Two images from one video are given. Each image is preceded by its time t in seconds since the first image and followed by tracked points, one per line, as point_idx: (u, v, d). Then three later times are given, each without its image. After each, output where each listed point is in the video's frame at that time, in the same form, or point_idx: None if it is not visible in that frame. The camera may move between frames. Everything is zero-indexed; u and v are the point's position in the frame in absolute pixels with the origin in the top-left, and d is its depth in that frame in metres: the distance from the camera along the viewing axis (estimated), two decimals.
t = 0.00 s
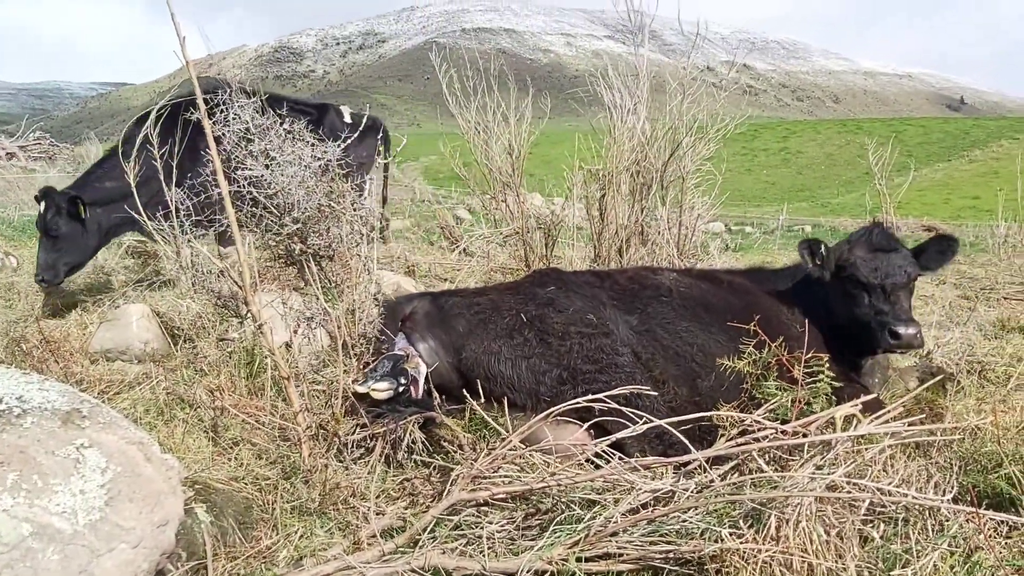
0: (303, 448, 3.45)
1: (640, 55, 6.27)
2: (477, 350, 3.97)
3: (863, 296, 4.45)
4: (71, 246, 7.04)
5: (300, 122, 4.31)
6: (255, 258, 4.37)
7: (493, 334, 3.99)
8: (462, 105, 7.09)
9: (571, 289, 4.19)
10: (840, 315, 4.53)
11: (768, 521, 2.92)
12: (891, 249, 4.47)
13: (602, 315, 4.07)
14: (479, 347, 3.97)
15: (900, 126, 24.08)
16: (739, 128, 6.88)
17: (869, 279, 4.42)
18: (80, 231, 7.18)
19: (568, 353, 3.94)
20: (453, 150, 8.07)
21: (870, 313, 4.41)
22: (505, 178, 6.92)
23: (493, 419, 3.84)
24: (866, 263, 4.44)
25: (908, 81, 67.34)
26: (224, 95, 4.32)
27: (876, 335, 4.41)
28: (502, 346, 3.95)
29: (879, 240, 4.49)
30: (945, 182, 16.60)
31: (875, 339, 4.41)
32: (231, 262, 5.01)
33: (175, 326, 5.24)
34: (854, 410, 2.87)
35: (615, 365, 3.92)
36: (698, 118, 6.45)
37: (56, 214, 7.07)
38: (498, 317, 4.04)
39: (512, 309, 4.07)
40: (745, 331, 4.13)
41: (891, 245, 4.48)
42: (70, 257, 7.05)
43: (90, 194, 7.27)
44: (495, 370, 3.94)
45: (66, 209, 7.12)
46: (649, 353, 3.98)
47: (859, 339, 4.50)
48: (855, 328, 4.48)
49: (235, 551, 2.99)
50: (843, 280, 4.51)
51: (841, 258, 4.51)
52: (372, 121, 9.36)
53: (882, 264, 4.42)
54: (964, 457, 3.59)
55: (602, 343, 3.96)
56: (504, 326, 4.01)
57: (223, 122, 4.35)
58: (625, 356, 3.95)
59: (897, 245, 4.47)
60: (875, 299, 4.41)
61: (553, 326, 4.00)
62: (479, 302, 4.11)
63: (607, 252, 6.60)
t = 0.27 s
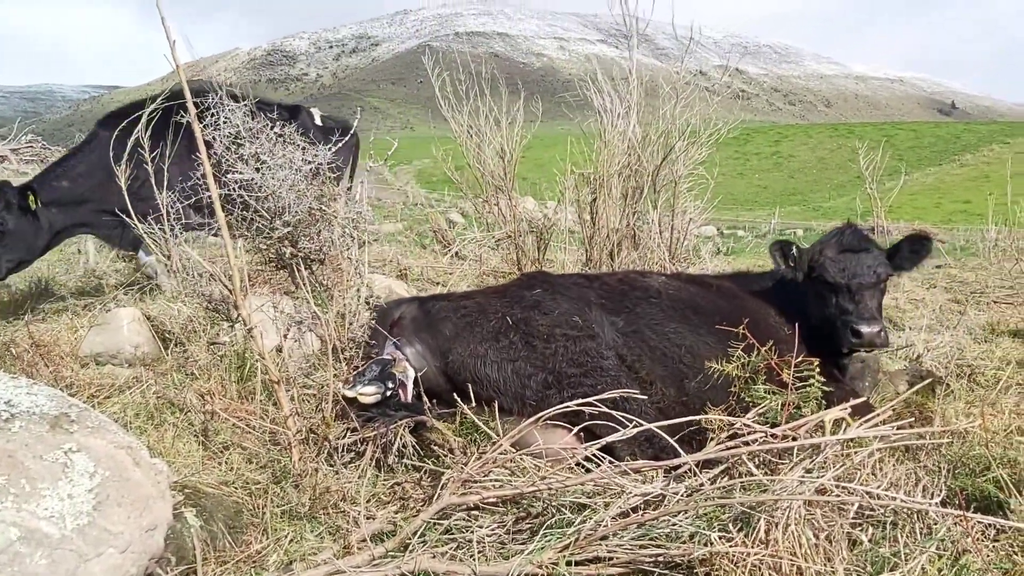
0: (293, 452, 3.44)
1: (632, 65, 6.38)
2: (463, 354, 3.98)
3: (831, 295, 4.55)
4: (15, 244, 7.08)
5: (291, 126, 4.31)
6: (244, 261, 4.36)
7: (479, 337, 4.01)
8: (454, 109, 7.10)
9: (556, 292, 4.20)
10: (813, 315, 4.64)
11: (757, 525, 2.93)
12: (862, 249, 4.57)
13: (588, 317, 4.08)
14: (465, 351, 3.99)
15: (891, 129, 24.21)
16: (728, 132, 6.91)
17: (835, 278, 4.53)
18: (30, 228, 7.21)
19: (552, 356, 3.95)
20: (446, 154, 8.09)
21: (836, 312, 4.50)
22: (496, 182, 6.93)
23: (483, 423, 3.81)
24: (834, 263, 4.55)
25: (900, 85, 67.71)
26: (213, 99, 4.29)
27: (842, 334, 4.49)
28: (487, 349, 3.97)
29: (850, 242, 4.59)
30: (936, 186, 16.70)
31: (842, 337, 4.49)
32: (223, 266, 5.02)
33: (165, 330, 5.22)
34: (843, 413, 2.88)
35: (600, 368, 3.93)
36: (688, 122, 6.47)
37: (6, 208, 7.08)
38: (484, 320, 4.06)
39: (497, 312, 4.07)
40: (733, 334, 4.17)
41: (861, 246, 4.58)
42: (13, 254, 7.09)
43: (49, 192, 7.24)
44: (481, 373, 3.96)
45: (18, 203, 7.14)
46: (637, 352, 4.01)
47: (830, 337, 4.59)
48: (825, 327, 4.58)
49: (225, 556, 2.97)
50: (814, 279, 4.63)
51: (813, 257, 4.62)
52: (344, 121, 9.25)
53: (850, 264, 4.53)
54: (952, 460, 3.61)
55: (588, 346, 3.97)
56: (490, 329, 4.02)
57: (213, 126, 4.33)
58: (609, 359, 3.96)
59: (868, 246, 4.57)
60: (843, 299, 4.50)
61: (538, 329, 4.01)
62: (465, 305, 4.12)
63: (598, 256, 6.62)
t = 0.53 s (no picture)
0: (280, 456, 3.44)
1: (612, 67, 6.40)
2: (449, 357, 3.95)
3: (796, 294, 4.63)
4: None
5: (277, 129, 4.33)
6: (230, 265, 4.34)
7: (465, 341, 3.99)
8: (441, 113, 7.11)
9: (541, 295, 4.22)
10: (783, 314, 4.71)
11: (743, 527, 2.94)
12: (830, 251, 4.64)
13: (573, 320, 4.10)
14: (451, 354, 3.96)
15: (876, 134, 24.40)
16: (713, 136, 6.95)
17: (799, 277, 4.61)
18: None
19: (538, 359, 3.95)
20: (433, 158, 8.10)
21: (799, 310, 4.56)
22: (484, 187, 6.93)
23: (469, 427, 3.81)
24: (800, 263, 4.63)
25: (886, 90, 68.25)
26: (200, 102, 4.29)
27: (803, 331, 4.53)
28: (474, 352, 3.95)
29: (819, 242, 4.66)
30: (921, 190, 16.84)
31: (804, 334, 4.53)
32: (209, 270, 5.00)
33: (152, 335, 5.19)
34: (828, 416, 2.89)
35: (586, 371, 3.94)
36: (673, 126, 6.51)
37: None
38: (470, 323, 4.05)
39: (483, 316, 4.08)
40: (719, 336, 4.27)
41: (829, 247, 4.64)
42: None
43: None
44: (467, 377, 3.93)
45: None
46: (623, 353, 4.06)
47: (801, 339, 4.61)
48: (792, 325, 4.64)
49: (211, 561, 2.94)
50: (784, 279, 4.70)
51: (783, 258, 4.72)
52: (307, 119, 9.01)
53: (816, 265, 4.60)
54: (937, 463, 3.64)
55: (573, 349, 3.98)
56: (475, 332, 4.01)
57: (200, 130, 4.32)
58: (595, 362, 3.97)
59: (837, 247, 4.62)
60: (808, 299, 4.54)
61: (523, 332, 4.02)
62: (450, 309, 4.11)
63: (586, 259, 6.63)
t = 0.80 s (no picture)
0: (263, 460, 3.43)
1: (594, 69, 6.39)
2: (435, 358, 3.93)
3: (756, 288, 4.71)
4: None
5: (261, 132, 4.34)
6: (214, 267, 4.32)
7: (452, 342, 3.97)
8: (426, 116, 7.10)
9: (526, 297, 4.23)
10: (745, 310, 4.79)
11: (727, 529, 2.96)
12: (794, 248, 4.71)
13: (558, 322, 4.10)
14: (437, 355, 3.94)
15: (860, 138, 24.60)
16: (697, 139, 6.99)
17: (761, 272, 4.70)
18: None
19: (524, 360, 3.94)
20: (418, 161, 8.09)
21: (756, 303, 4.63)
22: (469, 190, 6.93)
23: (454, 430, 3.81)
24: (763, 259, 4.72)
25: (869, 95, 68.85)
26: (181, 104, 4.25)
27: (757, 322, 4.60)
28: (460, 353, 3.94)
29: (784, 241, 4.75)
30: (904, 194, 16.99)
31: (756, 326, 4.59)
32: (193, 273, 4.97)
33: (136, 339, 5.15)
34: (812, 418, 2.91)
35: (572, 373, 3.94)
36: (658, 129, 6.54)
37: None
38: (456, 324, 4.04)
39: (469, 317, 4.07)
40: (704, 338, 4.28)
41: (793, 244, 4.72)
42: None
43: None
44: (453, 378, 3.91)
45: None
46: (609, 353, 4.05)
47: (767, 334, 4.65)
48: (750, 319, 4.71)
49: (194, 565, 2.91)
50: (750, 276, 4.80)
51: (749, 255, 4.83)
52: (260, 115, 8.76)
53: (778, 261, 4.68)
54: (920, 465, 3.67)
55: (559, 351, 3.98)
56: (461, 333, 4.00)
57: (181, 131, 4.29)
58: (580, 365, 3.97)
59: (800, 245, 4.71)
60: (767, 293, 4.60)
61: (509, 333, 4.01)
62: (436, 310, 4.10)
63: (571, 262, 6.65)
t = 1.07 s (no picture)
0: (254, 461, 3.38)
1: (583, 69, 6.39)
2: (423, 358, 3.95)
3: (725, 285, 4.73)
4: None
5: (249, 132, 4.30)
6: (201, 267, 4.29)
7: (439, 342, 3.99)
8: (415, 118, 7.09)
9: (514, 297, 4.23)
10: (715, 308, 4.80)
11: (717, 529, 2.96)
12: (762, 245, 4.73)
13: (546, 322, 4.10)
14: (425, 355, 3.95)
15: (850, 141, 24.72)
16: (687, 140, 7.01)
17: (729, 269, 4.72)
18: None
19: (511, 360, 3.95)
20: (408, 162, 8.07)
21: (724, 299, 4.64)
22: (459, 191, 6.92)
23: (444, 430, 3.81)
24: (732, 257, 4.74)
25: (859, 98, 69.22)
26: (169, 104, 4.22)
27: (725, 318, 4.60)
28: (447, 353, 3.95)
29: (753, 238, 4.77)
30: (893, 196, 17.08)
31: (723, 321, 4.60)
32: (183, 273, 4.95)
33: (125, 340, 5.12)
34: (802, 417, 2.91)
35: (559, 374, 3.94)
36: (647, 130, 6.56)
37: None
38: (443, 324, 4.05)
39: (457, 317, 4.07)
40: (693, 339, 4.29)
41: (760, 241, 4.74)
42: None
43: None
44: (440, 378, 3.93)
45: None
46: (596, 353, 4.03)
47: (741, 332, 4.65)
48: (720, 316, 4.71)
49: (183, 566, 2.89)
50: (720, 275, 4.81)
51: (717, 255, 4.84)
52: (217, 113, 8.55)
53: (747, 258, 4.69)
54: (909, 465, 3.68)
55: (546, 352, 3.98)
56: (448, 333, 4.01)
57: (168, 131, 4.26)
58: (567, 365, 3.98)
59: (769, 242, 4.73)
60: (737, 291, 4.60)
61: (497, 333, 4.01)
62: (424, 310, 4.10)
63: (562, 263, 6.65)
